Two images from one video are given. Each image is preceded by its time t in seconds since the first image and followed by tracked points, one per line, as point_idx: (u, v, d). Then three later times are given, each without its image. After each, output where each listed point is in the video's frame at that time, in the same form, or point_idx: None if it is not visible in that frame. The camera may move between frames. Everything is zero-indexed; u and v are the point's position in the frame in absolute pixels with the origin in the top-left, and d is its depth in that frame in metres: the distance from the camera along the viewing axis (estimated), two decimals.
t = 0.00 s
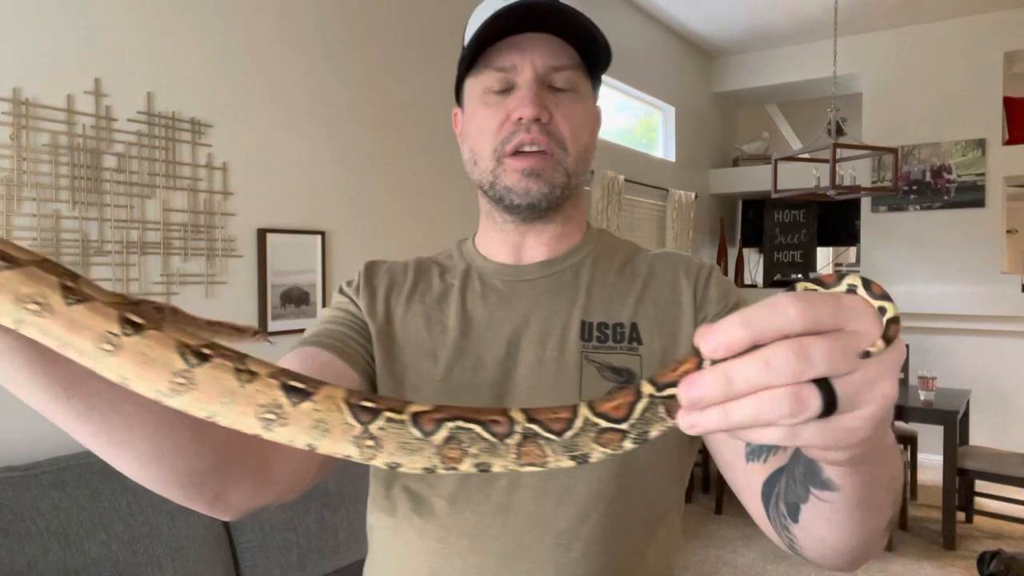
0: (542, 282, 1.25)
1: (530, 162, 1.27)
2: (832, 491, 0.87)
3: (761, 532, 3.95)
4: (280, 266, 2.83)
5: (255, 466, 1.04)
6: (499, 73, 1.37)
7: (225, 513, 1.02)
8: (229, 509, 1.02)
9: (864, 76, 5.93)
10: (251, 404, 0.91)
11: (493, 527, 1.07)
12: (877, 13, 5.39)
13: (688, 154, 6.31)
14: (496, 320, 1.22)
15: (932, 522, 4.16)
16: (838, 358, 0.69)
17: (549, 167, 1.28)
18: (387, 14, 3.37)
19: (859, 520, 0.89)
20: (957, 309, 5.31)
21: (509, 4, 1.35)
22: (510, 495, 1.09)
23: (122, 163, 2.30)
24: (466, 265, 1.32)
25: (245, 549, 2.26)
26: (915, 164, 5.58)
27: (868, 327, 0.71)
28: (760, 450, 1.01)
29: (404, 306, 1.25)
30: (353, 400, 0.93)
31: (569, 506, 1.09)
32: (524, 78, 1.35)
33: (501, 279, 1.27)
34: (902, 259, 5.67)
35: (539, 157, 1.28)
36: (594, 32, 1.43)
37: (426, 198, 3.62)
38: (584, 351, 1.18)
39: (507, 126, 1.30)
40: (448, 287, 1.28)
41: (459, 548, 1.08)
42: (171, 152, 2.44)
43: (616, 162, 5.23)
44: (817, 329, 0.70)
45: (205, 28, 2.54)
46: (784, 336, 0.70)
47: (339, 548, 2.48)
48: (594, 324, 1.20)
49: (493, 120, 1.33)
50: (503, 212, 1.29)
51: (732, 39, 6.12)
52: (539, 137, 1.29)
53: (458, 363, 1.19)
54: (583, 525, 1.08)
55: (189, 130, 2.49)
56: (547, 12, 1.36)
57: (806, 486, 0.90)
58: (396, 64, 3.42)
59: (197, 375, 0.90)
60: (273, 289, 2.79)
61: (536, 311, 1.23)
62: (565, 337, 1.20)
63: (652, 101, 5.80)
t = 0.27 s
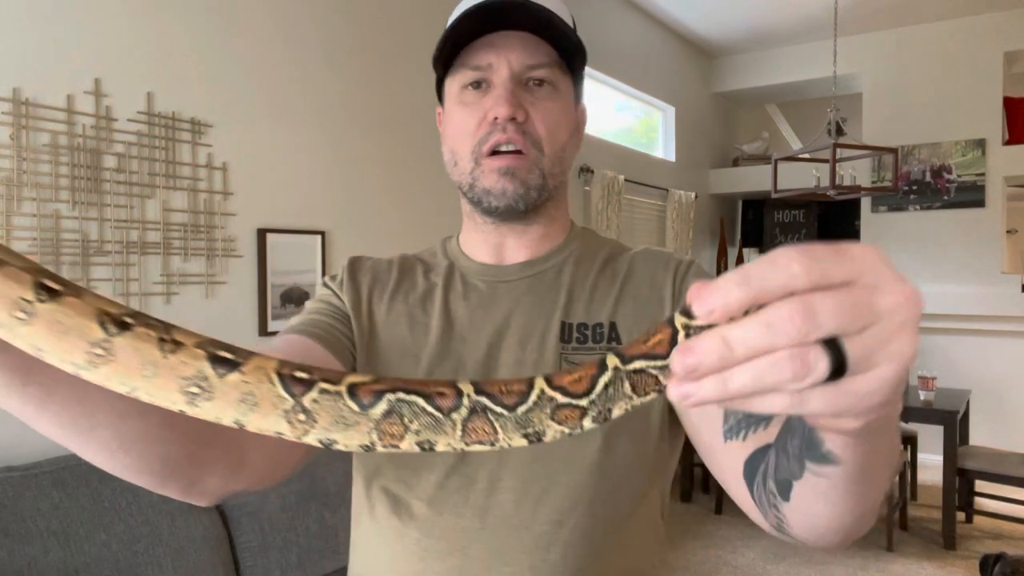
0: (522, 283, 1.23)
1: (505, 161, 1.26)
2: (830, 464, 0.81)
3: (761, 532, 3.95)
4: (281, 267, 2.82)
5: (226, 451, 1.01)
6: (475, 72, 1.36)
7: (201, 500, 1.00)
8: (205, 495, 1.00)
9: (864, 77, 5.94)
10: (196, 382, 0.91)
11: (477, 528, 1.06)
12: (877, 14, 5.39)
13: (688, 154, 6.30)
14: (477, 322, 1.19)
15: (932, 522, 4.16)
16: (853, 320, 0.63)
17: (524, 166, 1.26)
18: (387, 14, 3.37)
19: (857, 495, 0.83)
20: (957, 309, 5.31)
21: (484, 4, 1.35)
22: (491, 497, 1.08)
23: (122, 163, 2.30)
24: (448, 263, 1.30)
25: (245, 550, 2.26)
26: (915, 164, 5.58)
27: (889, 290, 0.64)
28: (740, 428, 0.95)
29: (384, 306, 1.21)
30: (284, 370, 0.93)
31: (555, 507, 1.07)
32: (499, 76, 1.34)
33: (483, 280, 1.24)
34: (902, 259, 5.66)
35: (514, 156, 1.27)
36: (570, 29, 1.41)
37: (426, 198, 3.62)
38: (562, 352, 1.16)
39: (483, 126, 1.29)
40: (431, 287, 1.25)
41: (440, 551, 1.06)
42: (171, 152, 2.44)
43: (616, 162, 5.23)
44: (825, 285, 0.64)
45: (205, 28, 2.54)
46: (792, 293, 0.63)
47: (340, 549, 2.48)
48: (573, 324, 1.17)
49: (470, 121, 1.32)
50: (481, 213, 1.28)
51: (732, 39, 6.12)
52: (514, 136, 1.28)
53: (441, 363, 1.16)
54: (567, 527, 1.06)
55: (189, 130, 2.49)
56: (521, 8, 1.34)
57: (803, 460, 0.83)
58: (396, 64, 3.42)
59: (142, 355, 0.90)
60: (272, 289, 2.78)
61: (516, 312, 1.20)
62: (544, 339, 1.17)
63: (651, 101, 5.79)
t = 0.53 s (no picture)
0: (511, 283, 1.23)
1: (489, 167, 1.28)
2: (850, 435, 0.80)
3: (761, 532, 3.95)
4: (281, 267, 2.82)
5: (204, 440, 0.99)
6: (458, 74, 1.36)
7: (184, 490, 0.97)
8: (187, 485, 0.97)
9: (864, 77, 5.94)
10: (155, 381, 0.89)
11: (469, 528, 1.06)
12: (878, 14, 5.39)
13: (688, 154, 6.30)
14: (467, 323, 1.19)
15: (932, 522, 4.16)
16: (893, 278, 0.66)
17: (508, 173, 1.28)
18: (387, 14, 3.37)
19: (872, 472, 0.83)
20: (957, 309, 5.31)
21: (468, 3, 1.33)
22: (481, 500, 1.08)
23: (122, 163, 2.30)
24: (437, 262, 1.29)
25: (245, 550, 2.26)
26: (915, 164, 5.58)
27: (927, 249, 0.68)
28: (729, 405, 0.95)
29: (370, 305, 1.20)
30: (242, 365, 0.91)
31: (547, 507, 1.07)
32: (481, 79, 1.34)
33: (472, 280, 1.23)
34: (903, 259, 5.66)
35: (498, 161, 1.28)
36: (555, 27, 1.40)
37: (426, 198, 3.62)
38: (552, 353, 1.16)
39: (466, 129, 1.30)
40: (420, 287, 1.24)
41: (431, 553, 1.05)
42: (171, 152, 2.44)
43: (616, 162, 5.23)
44: (861, 255, 0.67)
45: (205, 28, 2.54)
46: (831, 266, 0.67)
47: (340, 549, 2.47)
48: (562, 325, 1.18)
49: (454, 122, 1.33)
50: (466, 216, 1.28)
51: (732, 39, 6.12)
52: (497, 139, 1.29)
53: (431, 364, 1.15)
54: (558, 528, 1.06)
55: (189, 130, 2.49)
56: (504, 7, 1.32)
57: (822, 440, 0.82)
58: (396, 64, 3.42)
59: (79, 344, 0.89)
60: (272, 289, 2.78)
61: (506, 313, 1.20)
62: (533, 341, 1.17)
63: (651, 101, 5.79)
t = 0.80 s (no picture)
0: (506, 284, 1.23)
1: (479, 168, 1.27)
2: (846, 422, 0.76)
3: (761, 532, 3.95)
4: (280, 267, 2.82)
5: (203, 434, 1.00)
6: (447, 76, 1.36)
7: (185, 481, 0.99)
8: (188, 475, 0.99)
9: (864, 77, 5.94)
10: (141, 381, 0.85)
11: (467, 528, 1.06)
12: (878, 14, 5.39)
13: (688, 154, 6.30)
14: (463, 324, 1.19)
15: (932, 522, 4.16)
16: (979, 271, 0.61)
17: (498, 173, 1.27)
18: (387, 13, 3.37)
19: (883, 463, 0.78)
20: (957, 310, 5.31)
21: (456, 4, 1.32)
22: (479, 501, 1.07)
23: (122, 163, 2.30)
24: (432, 261, 1.29)
25: (245, 550, 2.26)
26: (915, 164, 5.58)
27: (1022, 234, 0.63)
28: (728, 391, 0.97)
29: (367, 305, 1.20)
30: (240, 365, 0.87)
31: (544, 507, 1.07)
32: (470, 81, 1.34)
33: (467, 280, 1.23)
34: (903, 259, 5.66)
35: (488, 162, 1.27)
36: (544, 26, 1.39)
37: (426, 198, 3.62)
38: (549, 353, 1.16)
39: (456, 131, 1.30)
40: (417, 286, 1.24)
41: (428, 554, 1.05)
42: (171, 152, 2.44)
43: (616, 162, 5.23)
44: (950, 237, 0.62)
45: (205, 28, 2.54)
46: (915, 250, 0.62)
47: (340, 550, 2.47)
48: (557, 325, 1.18)
49: (444, 125, 1.32)
50: (458, 217, 1.28)
51: (732, 39, 6.12)
52: (487, 141, 1.28)
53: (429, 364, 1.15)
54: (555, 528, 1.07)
55: (189, 130, 2.49)
56: (493, 9, 1.31)
57: (845, 424, 0.76)
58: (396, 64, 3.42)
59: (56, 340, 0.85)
60: (272, 289, 2.78)
61: (502, 313, 1.20)
62: (530, 341, 1.17)
63: (651, 101, 5.79)
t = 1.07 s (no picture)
0: (510, 284, 1.23)
1: (484, 163, 1.26)
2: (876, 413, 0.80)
3: (761, 532, 3.95)
4: (280, 267, 2.82)
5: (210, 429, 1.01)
6: (451, 74, 1.36)
7: (190, 476, 1.01)
8: (193, 471, 1.01)
9: (864, 77, 5.94)
10: (152, 379, 0.87)
11: (470, 529, 1.06)
12: (878, 14, 5.39)
13: (688, 154, 6.30)
14: (468, 324, 1.18)
15: (932, 522, 4.16)
16: None
17: (502, 169, 1.26)
18: (387, 13, 3.37)
19: (907, 456, 0.82)
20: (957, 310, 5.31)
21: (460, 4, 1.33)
22: (483, 500, 1.07)
23: (122, 163, 2.30)
24: (434, 261, 1.29)
25: (245, 550, 2.26)
26: (915, 164, 5.59)
27: None
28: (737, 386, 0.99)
29: (372, 303, 1.20)
30: (254, 366, 0.89)
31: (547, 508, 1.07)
32: (475, 79, 1.34)
33: (472, 281, 1.23)
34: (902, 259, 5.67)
35: (493, 158, 1.26)
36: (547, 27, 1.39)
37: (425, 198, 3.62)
38: (553, 353, 1.16)
39: (461, 128, 1.29)
40: (421, 286, 1.24)
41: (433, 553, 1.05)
42: (171, 152, 2.44)
43: (616, 162, 5.23)
44: None
45: (206, 28, 2.54)
46: (988, 245, 0.63)
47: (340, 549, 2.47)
48: (562, 326, 1.18)
49: (449, 123, 1.32)
50: (462, 214, 1.27)
51: (732, 39, 6.12)
52: (492, 139, 1.28)
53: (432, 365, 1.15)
54: (558, 528, 1.07)
55: (189, 130, 2.49)
56: (497, 9, 1.32)
57: (878, 415, 0.79)
58: (396, 64, 3.42)
59: (64, 334, 0.86)
60: (272, 289, 2.78)
61: (507, 313, 1.20)
62: (534, 340, 1.17)
63: (651, 101, 5.79)
